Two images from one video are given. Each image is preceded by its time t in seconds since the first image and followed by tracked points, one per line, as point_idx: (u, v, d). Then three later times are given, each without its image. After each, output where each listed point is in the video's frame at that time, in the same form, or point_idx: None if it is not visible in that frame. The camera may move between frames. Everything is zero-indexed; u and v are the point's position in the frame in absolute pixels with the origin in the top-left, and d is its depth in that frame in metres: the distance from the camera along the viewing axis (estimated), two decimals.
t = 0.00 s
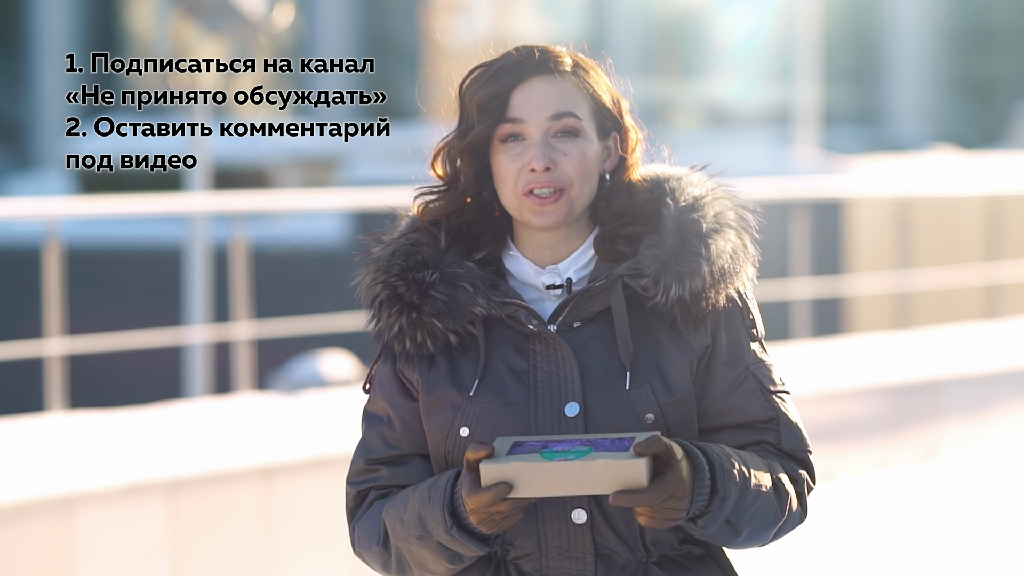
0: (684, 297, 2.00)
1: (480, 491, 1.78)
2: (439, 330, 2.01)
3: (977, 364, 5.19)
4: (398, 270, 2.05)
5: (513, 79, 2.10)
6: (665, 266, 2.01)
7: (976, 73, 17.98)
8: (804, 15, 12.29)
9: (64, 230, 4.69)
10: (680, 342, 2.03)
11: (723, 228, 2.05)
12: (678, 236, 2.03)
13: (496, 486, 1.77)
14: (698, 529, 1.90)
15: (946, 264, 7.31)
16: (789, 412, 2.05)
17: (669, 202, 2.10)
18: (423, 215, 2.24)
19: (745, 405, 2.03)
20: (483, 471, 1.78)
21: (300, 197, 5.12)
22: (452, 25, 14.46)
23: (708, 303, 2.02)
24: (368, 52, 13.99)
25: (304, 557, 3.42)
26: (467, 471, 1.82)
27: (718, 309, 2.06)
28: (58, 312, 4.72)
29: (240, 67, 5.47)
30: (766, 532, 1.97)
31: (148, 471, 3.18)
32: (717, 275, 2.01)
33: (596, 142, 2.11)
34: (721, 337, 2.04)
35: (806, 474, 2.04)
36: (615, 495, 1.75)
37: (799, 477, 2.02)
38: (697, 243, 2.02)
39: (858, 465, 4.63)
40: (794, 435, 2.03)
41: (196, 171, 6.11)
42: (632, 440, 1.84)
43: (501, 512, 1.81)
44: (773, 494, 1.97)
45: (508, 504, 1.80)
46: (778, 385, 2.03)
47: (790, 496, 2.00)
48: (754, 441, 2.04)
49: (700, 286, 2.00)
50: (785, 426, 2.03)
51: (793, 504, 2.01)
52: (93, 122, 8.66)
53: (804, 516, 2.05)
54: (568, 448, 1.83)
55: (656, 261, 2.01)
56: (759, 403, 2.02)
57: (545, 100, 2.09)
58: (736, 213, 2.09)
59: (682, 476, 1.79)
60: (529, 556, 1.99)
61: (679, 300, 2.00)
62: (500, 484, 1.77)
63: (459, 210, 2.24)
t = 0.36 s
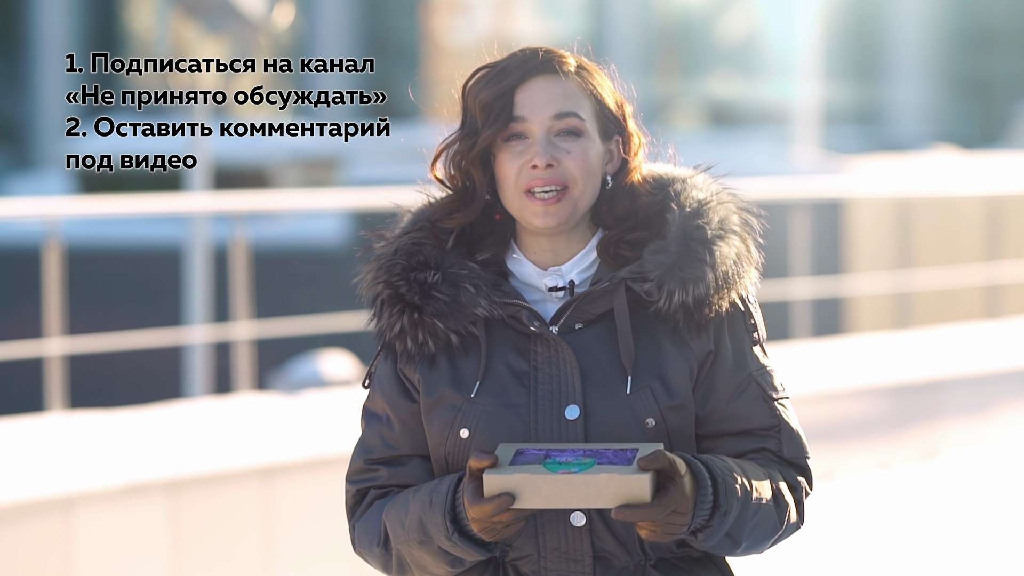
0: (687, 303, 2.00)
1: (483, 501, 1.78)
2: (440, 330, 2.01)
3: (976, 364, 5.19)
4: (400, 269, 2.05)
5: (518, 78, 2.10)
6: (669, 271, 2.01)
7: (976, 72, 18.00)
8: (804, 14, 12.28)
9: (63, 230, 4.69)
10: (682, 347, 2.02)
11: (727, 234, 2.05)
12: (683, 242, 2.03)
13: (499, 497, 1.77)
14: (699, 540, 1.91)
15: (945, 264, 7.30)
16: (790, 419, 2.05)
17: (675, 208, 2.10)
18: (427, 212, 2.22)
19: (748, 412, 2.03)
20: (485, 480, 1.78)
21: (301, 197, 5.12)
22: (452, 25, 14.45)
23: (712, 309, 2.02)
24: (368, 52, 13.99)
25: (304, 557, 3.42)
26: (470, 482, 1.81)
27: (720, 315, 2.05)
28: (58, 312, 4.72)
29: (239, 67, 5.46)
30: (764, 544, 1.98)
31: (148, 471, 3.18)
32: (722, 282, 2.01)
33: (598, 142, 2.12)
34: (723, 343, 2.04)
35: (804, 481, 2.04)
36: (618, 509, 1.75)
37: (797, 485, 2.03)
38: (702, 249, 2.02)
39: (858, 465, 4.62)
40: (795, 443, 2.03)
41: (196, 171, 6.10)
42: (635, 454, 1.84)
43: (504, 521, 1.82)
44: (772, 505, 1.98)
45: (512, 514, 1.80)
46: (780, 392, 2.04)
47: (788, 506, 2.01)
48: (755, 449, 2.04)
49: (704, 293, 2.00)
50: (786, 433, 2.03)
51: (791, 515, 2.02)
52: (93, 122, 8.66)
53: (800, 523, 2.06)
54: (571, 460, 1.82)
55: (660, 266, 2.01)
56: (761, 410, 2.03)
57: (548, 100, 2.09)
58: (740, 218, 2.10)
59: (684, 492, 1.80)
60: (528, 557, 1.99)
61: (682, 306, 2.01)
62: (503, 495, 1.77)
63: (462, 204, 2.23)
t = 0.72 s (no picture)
0: (681, 297, 2.00)
1: (484, 496, 1.78)
2: (436, 325, 2.01)
3: (976, 363, 5.19)
4: (396, 264, 2.05)
5: (535, 66, 2.11)
6: (664, 264, 2.00)
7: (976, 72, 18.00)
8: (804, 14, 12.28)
9: (64, 230, 4.70)
10: (677, 341, 2.02)
11: (722, 228, 2.04)
12: (678, 236, 2.03)
13: (501, 492, 1.77)
14: (707, 532, 1.91)
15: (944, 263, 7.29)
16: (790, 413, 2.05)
17: (669, 203, 2.10)
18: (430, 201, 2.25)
19: (749, 406, 2.03)
20: (488, 476, 1.77)
21: (301, 198, 5.12)
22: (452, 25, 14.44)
23: (708, 302, 2.01)
24: (368, 53, 13.99)
25: (304, 557, 3.42)
26: (470, 476, 1.82)
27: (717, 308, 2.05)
28: (59, 312, 4.72)
29: (239, 67, 5.46)
30: (768, 534, 1.98)
31: (148, 470, 3.18)
32: (716, 276, 2.01)
33: (604, 142, 2.11)
34: (721, 337, 2.03)
35: (805, 473, 2.04)
36: (621, 501, 1.75)
37: (799, 477, 2.03)
38: (697, 243, 2.01)
39: (858, 465, 4.62)
40: (795, 436, 2.04)
41: (196, 171, 6.10)
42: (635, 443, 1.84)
43: (504, 514, 1.82)
44: (777, 497, 1.98)
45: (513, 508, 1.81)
46: (780, 386, 2.04)
47: (792, 499, 2.01)
48: (756, 443, 2.04)
49: (697, 286, 1.99)
50: (787, 427, 2.03)
51: (795, 509, 2.03)
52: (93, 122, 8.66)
53: (802, 515, 2.06)
54: (572, 452, 1.82)
55: (655, 260, 2.01)
56: (762, 405, 2.02)
57: (561, 93, 2.10)
58: (736, 212, 2.09)
59: (686, 480, 1.80)
60: (525, 554, 1.99)
61: (677, 299, 2.00)
62: (504, 489, 1.77)
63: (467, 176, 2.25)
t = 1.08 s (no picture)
0: (674, 294, 1.99)
1: (485, 442, 1.78)
2: (430, 329, 2.01)
3: (977, 363, 5.19)
4: (390, 268, 2.05)
5: (538, 74, 2.10)
6: (655, 262, 2.00)
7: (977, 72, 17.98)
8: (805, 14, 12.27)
9: (64, 230, 4.70)
10: (672, 337, 2.03)
11: (714, 224, 2.05)
12: (668, 233, 2.03)
13: (502, 436, 1.77)
14: (708, 482, 1.88)
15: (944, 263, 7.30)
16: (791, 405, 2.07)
17: (661, 199, 2.10)
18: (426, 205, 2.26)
19: (750, 399, 2.04)
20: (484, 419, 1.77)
21: (301, 198, 5.13)
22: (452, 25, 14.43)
23: (700, 300, 2.01)
24: (368, 52, 13.98)
25: (303, 558, 3.41)
26: (463, 424, 1.81)
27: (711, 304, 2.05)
28: (59, 312, 4.72)
29: (239, 67, 5.46)
30: (772, 502, 1.96)
31: (148, 471, 3.18)
32: (709, 272, 2.00)
33: (603, 152, 2.11)
34: (717, 334, 2.04)
35: (808, 462, 2.05)
36: (620, 425, 1.75)
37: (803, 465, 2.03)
38: (687, 239, 2.01)
39: (858, 466, 4.64)
40: (795, 429, 2.04)
41: (196, 171, 6.10)
42: (629, 375, 1.85)
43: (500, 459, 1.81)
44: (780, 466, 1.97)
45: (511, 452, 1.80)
46: (779, 380, 2.05)
47: (795, 473, 2.00)
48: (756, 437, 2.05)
49: (690, 283, 1.99)
50: (787, 420, 2.04)
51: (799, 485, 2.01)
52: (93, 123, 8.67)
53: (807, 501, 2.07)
54: (566, 388, 1.83)
55: (647, 258, 2.00)
56: (763, 398, 2.04)
57: (563, 104, 2.09)
58: (729, 209, 2.10)
59: (684, 409, 1.81)
60: (524, 554, 1.99)
61: (670, 297, 1.99)
62: (505, 433, 1.77)
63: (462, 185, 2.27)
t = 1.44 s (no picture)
0: (678, 297, 2.00)
1: (488, 512, 1.79)
2: (434, 327, 2.02)
3: (977, 363, 5.19)
4: (393, 266, 2.05)
5: (533, 79, 2.08)
6: (660, 265, 2.01)
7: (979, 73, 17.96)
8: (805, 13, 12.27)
9: (64, 230, 4.70)
10: (674, 341, 2.02)
11: (719, 228, 2.05)
12: (674, 236, 2.04)
13: (504, 508, 1.77)
14: (703, 539, 1.91)
15: (946, 262, 7.30)
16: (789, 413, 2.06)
17: (665, 203, 2.10)
18: (429, 208, 2.23)
19: (748, 406, 2.03)
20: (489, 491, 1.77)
21: (301, 198, 5.13)
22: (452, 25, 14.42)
23: (703, 302, 2.02)
24: (368, 52, 13.99)
25: (303, 559, 3.41)
26: (471, 490, 1.83)
27: (712, 309, 2.05)
28: (59, 312, 4.72)
29: (239, 67, 5.46)
30: (765, 539, 1.98)
31: (148, 470, 3.17)
32: (712, 275, 2.01)
33: (604, 152, 2.12)
34: (718, 339, 2.04)
35: (803, 473, 2.05)
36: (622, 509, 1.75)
37: (797, 478, 2.04)
38: (692, 242, 2.02)
39: (858, 465, 4.62)
40: (794, 436, 2.04)
41: (196, 171, 6.10)
42: (634, 455, 1.84)
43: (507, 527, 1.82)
44: (774, 500, 1.98)
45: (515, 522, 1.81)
46: (778, 386, 2.04)
47: (789, 501, 2.01)
48: (755, 444, 2.05)
49: (695, 286, 2.00)
50: (786, 428, 2.03)
51: (792, 508, 2.02)
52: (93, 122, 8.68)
53: (802, 514, 2.06)
54: (572, 464, 1.81)
55: (651, 260, 2.01)
56: (761, 405, 2.03)
57: (563, 107, 2.08)
58: (732, 212, 2.09)
59: (687, 491, 1.81)
60: (523, 555, 1.99)
61: (673, 299, 2.00)
62: (507, 505, 1.77)
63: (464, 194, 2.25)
